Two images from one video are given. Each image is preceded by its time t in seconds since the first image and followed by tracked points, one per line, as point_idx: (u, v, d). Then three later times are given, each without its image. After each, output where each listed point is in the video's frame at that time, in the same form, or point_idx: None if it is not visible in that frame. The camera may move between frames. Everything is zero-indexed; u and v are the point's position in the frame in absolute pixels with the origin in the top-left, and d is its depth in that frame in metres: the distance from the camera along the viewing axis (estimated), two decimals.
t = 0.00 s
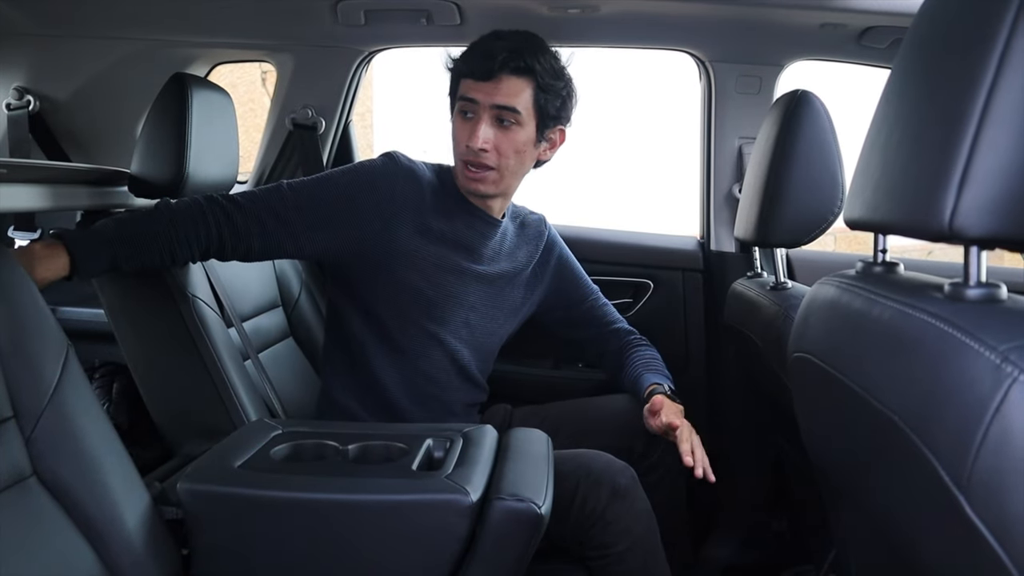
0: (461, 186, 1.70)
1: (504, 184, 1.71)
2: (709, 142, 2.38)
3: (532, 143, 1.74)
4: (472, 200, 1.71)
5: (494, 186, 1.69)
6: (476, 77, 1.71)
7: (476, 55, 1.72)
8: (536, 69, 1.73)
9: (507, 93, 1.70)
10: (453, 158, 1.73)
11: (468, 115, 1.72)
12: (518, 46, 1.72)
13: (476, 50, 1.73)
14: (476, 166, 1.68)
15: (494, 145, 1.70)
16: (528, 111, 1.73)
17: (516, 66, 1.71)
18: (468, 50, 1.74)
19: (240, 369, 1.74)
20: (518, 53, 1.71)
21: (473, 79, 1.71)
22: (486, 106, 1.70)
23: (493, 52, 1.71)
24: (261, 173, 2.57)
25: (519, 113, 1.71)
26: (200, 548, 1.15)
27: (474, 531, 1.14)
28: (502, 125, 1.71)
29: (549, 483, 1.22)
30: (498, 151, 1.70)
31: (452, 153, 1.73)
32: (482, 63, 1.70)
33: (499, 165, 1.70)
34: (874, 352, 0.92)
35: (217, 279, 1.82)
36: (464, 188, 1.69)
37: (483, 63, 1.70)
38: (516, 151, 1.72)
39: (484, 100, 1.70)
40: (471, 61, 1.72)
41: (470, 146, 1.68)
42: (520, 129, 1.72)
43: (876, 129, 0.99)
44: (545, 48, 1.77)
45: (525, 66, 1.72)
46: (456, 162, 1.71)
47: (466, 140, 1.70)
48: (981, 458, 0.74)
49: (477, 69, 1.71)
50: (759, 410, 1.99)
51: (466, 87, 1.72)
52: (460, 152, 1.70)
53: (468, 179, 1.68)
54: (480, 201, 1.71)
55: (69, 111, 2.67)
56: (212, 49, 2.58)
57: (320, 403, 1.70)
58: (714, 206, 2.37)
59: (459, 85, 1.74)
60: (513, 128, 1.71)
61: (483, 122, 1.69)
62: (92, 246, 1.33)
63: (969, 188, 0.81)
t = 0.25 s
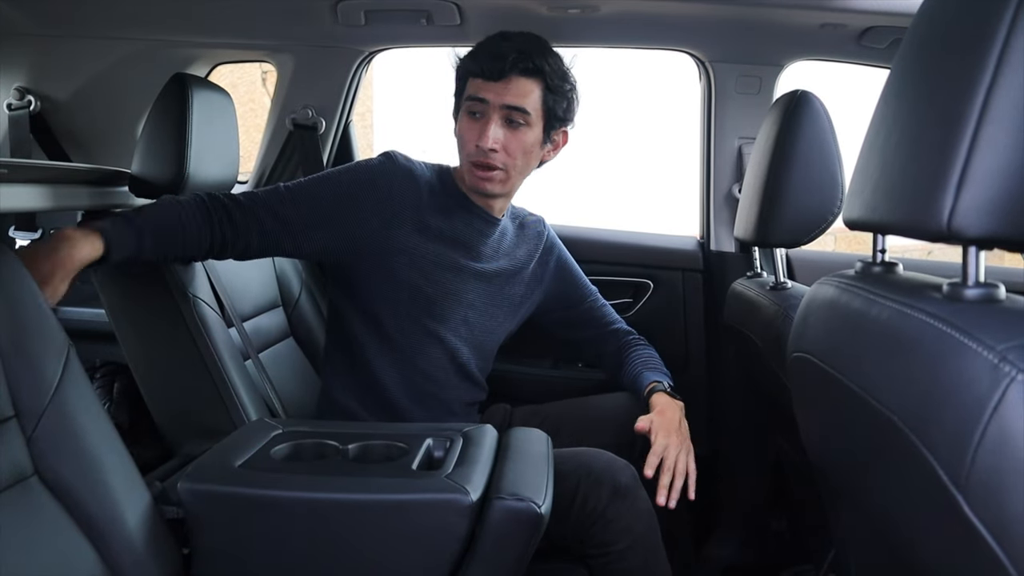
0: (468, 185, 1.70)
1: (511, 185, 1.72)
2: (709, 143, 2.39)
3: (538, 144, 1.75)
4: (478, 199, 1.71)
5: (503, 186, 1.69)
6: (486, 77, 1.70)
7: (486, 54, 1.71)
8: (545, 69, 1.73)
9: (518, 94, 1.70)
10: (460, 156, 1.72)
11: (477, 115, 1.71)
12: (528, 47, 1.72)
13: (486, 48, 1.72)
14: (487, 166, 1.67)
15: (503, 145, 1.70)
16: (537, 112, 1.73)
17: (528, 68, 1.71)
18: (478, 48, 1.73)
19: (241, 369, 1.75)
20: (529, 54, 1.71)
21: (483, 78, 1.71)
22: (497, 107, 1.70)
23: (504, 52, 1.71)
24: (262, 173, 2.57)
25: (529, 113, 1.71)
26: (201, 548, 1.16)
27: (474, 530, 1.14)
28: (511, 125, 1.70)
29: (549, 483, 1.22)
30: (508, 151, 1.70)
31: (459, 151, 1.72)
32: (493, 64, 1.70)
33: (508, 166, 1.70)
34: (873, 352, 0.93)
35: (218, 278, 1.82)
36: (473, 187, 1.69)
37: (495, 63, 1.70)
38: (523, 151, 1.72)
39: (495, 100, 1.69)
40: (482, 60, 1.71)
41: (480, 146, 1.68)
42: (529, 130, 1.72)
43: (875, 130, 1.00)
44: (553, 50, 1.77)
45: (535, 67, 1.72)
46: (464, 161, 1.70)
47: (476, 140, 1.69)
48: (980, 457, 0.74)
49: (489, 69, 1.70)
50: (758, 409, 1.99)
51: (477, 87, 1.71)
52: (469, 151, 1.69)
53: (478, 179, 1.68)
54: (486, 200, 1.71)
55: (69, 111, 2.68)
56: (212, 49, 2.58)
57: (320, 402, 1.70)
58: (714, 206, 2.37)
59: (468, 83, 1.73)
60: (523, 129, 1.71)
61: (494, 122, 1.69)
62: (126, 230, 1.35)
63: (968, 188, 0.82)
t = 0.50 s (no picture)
0: (481, 184, 1.70)
1: (522, 183, 1.73)
2: (709, 144, 2.39)
3: (546, 144, 1.78)
4: (489, 198, 1.71)
5: (516, 184, 1.71)
6: (498, 78, 1.73)
7: (497, 54, 1.73)
8: (552, 71, 1.77)
9: (529, 94, 1.74)
10: (469, 156, 1.73)
11: (487, 114, 1.73)
12: (536, 49, 1.76)
13: (494, 50, 1.75)
14: (501, 164, 1.69)
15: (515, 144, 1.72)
16: (546, 112, 1.77)
17: (538, 68, 1.75)
18: (487, 49, 1.75)
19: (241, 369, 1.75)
20: (538, 55, 1.74)
21: (494, 79, 1.73)
22: (509, 106, 1.73)
23: (514, 53, 1.73)
24: (263, 172, 2.58)
25: (539, 113, 1.75)
26: (201, 548, 1.16)
27: (474, 530, 1.14)
28: (522, 124, 1.73)
29: (549, 483, 1.22)
30: (519, 150, 1.73)
31: (470, 151, 1.72)
32: (505, 64, 1.72)
33: (519, 164, 1.72)
34: (872, 352, 0.93)
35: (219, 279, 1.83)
36: (486, 185, 1.69)
37: (507, 63, 1.73)
38: (533, 150, 1.75)
39: (508, 100, 1.72)
40: (493, 61, 1.74)
41: (494, 145, 1.70)
42: (539, 129, 1.75)
43: (874, 130, 1.00)
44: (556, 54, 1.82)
45: (543, 68, 1.75)
46: (475, 160, 1.71)
47: (489, 139, 1.71)
48: (978, 456, 0.74)
49: (500, 69, 1.73)
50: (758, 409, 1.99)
51: (488, 87, 1.73)
52: (482, 150, 1.70)
53: (493, 177, 1.69)
54: (499, 198, 1.72)
55: (70, 111, 2.68)
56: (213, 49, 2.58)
57: (321, 401, 1.71)
58: (714, 206, 2.38)
59: (477, 84, 1.75)
60: (533, 127, 1.74)
61: (506, 122, 1.71)
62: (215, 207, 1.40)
63: (967, 188, 0.82)
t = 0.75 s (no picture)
0: (477, 186, 1.69)
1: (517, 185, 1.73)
2: (709, 145, 2.39)
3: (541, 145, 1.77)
4: (486, 199, 1.71)
5: (513, 186, 1.70)
6: (494, 80, 1.71)
7: (494, 56, 1.71)
8: (549, 72, 1.75)
9: (527, 96, 1.72)
10: (465, 157, 1.72)
11: (484, 117, 1.72)
12: (534, 50, 1.73)
13: (491, 51, 1.73)
14: (498, 168, 1.68)
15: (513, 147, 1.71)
16: (542, 114, 1.76)
17: (535, 70, 1.73)
18: (483, 50, 1.73)
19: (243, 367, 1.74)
20: (537, 58, 1.72)
21: (491, 81, 1.71)
22: (507, 109, 1.71)
23: (511, 55, 1.71)
24: (264, 171, 2.61)
25: (536, 116, 1.73)
26: (201, 548, 1.16)
27: (473, 531, 1.14)
28: (520, 127, 1.72)
29: (549, 483, 1.22)
30: (517, 152, 1.72)
31: (466, 153, 1.71)
32: (502, 67, 1.71)
33: (515, 166, 1.72)
34: (870, 352, 0.93)
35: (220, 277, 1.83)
36: (482, 188, 1.69)
37: (504, 65, 1.71)
38: (530, 152, 1.74)
39: (505, 103, 1.70)
40: (490, 63, 1.71)
41: (491, 148, 1.69)
42: (536, 131, 1.74)
43: (874, 130, 1.00)
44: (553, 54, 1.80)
45: (541, 70, 1.73)
46: (472, 162, 1.70)
47: (486, 142, 1.70)
48: (977, 457, 0.74)
49: (498, 72, 1.71)
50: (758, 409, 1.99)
51: (484, 89, 1.71)
52: (478, 152, 1.69)
53: (489, 180, 1.68)
54: (494, 199, 1.71)
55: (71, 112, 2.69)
56: (214, 49, 2.58)
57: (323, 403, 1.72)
58: (715, 206, 2.37)
59: (473, 85, 1.73)
60: (530, 130, 1.73)
61: (505, 124, 1.70)
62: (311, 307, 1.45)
63: (966, 189, 0.82)
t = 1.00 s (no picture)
0: (460, 181, 1.70)
1: (501, 176, 1.73)
2: (709, 145, 2.38)
3: (520, 134, 1.77)
4: (472, 194, 1.71)
5: (496, 177, 1.71)
6: (465, 72, 1.72)
7: (462, 49, 1.72)
8: (521, 60, 1.75)
9: (500, 85, 1.72)
10: (445, 153, 1.73)
11: (459, 109, 1.72)
12: (503, 38, 1.74)
13: (461, 44, 1.73)
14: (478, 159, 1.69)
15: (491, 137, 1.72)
16: (518, 102, 1.76)
17: (506, 59, 1.73)
18: (452, 43, 1.74)
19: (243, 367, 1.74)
20: (507, 45, 1.72)
21: (463, 73, 1.72)
22: (481, 100, 1.72)
23: (482, 45, 1.72)
24: (264, 173, 2.62)
25: (512, 104, 1.73)
26: (201, 548, 1.16)
27: (474, 530, 1.14)
28: (496, 117, 1.72)
29: (549, 483, 1.22)
30: (496, 142, 1.72)
31: (447, 149, 1.72)
32: (472, 58, 1.71)
33: (496, 156, 1.72)
34: (870, 351, 0.93)
35: (221, 277, 1.83)
36: (465, 181, 1.69)
37: (473, 56, 1.71)
38: (510, 142, 1.74)
39: (478, 94, 1.71)
40: (459, 55, 1.72)
41: (469, 140, 1.69)
42: (513, 119, 1.74)
43: (874, 129, 1.00)
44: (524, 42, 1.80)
45: (512, 58, 1.73)
46: (452, 156, 1.71)
47: (464, 134, 1.70)
48: (975, 456, 0.74)
49: (468, 63, 1.71)
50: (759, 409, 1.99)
51: (457, 82, 1.72)
52: (457, 146, 1.70)
53: (470, 172, 1.69)
54: (480, 193, 1.72)
55: (71, 112, 2.69)
56: (215, 50, 2.58)
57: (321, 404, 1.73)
58: (715, 207, 2.37)
59: (445, 79, 1.74)
60: (507, 119, 1.73)
61: (480, 115, 1.71)
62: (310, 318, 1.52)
63: (965, 187, 0.82)
